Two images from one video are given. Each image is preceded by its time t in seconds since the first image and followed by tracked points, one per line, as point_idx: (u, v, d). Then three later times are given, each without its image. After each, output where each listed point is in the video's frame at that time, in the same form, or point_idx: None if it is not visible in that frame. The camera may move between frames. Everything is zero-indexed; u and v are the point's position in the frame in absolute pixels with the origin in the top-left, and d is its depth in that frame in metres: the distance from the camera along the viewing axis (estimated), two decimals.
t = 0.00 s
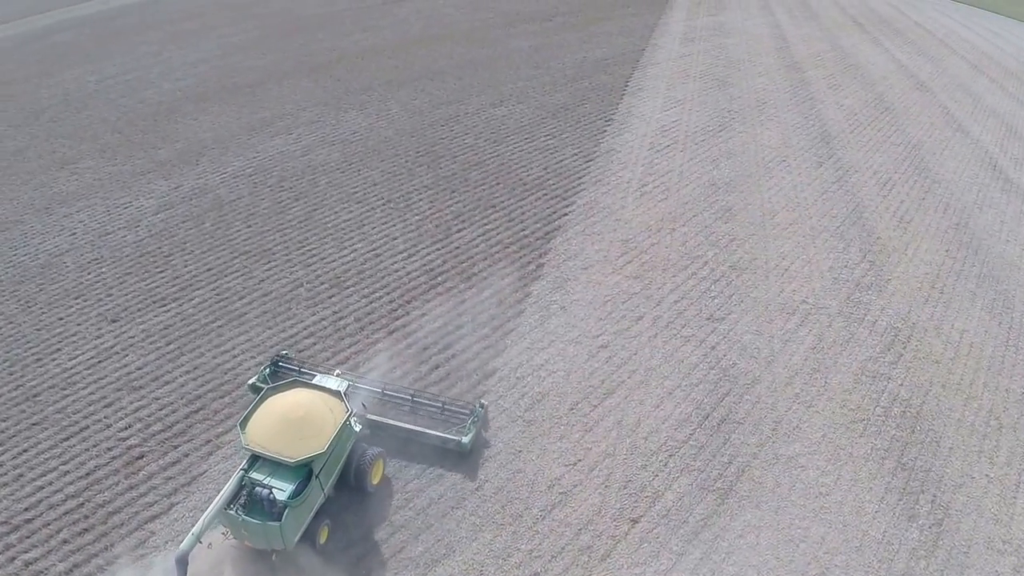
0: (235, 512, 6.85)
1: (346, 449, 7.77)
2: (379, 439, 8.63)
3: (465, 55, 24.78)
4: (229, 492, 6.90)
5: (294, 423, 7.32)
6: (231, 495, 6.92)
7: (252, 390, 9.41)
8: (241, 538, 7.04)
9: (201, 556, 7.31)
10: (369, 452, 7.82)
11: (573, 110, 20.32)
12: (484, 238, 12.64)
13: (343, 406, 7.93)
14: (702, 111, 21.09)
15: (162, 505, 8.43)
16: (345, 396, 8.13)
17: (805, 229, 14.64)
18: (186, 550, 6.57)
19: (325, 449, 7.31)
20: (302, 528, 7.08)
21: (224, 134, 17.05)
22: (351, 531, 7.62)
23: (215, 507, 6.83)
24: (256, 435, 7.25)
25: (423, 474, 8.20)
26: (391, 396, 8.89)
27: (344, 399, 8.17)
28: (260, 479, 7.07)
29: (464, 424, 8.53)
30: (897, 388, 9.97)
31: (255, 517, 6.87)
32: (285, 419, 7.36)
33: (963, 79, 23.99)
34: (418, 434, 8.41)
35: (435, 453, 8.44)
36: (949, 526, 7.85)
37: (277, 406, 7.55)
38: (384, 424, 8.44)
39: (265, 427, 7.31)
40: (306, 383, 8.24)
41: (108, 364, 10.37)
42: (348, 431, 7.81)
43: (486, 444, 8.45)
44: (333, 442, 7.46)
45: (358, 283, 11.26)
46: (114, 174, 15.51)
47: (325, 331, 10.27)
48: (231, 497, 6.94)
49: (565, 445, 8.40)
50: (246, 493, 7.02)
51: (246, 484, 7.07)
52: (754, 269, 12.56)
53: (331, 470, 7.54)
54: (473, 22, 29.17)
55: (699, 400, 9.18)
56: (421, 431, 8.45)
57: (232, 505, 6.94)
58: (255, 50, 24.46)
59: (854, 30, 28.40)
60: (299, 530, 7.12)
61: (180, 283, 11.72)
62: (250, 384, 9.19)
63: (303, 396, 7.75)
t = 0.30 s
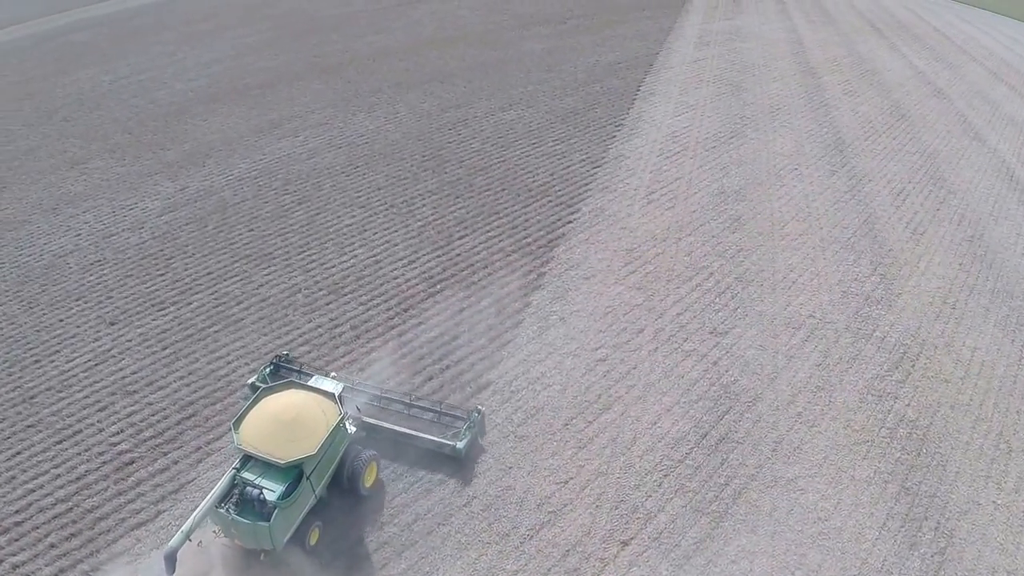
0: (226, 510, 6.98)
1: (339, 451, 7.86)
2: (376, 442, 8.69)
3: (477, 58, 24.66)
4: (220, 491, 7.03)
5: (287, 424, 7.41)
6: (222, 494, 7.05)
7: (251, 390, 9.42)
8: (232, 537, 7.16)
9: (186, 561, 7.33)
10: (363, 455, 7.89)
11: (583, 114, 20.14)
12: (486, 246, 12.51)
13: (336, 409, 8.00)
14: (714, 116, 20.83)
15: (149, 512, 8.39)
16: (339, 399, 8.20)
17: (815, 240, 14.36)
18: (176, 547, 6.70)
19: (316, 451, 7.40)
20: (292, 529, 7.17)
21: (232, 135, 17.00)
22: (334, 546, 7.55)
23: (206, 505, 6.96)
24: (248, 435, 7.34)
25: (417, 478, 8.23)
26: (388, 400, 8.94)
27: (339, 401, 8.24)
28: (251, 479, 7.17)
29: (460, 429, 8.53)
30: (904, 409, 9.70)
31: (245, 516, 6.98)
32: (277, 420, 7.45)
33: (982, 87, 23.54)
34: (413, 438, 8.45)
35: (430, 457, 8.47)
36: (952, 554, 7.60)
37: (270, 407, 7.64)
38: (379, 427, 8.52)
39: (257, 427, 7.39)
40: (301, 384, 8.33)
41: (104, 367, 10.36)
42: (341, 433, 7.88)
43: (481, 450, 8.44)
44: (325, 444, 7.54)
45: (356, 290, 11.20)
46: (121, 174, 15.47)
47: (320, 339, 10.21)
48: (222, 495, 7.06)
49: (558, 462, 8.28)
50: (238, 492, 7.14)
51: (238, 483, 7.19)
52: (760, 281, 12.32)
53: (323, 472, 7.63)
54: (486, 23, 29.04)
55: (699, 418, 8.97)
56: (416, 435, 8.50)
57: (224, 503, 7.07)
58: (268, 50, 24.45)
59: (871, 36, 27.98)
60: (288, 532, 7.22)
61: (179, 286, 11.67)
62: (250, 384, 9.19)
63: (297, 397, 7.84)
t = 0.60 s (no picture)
0: (217, 512, 6.99)
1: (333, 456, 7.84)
2: (372, 446, 8.67)
3: (491, 61, 24.49)
4: (213, 492, 7.03)
5: (281, 427, 7.36)
6: (214, 495, 7.06)
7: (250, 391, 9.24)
8: (223, 538, 7.17)
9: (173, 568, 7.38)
10: (359, 459, 7.88)
11: (596, 120, 19.90)
12: (489, 255, 12.34)
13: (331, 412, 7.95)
14: (729, 123, 20.50)
15: (135, 521, 8.38)
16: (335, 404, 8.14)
17: (828, 253, 14.02)
18: (166, 547, 6.73)
19: (309, 455, 7.35)
20: (283, 532, 7.17)
21: (241, 137, 16.97)
22: (318, 562, 7.44)
23: (198, 506, 6.99)
24: (243, 437, 7.32)
25: (412, 483, 8.21)
26: (387, 405, 8.96)
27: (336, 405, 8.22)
28: (243, 481, 7.18)
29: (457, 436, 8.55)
30: (914, 432, 9.37)
31: (236, 518, 6.98)
32: (272, 422, 7.41)
33: (1006, 95, 22.98)
34: (410, 443, 8.45)
35: (426, 462, 8.46)
36: None
37: (265, 409, 7.61)
38: (376, 431, 8.53)
39: (251, 430, 7.36)
40: (299, 387, 8.30)
41: (100, 372, 10.35)
42: (336, 437, 7.85)
43: (478, 457, 8.45)
44: (318, 448, 7.51)
45: (356, 298, 11.09)
46: (129, 175, 15.46)
47: (316, 349, 10.12)
48: (215, 497, 7.07)
49: (550, 482, 8.11)
50: (230, 494, 7.14)
51: (231, 485, 7.20)
52: (770, 295, 12.02)
53: (316, 476, 7.61)
54: (502, 26, 28.86)
55: (699, 439, 8.72)
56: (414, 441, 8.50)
57: (216, 504, 7.08)
58: (282, 51, 24.44)
59: (893, 41, 27.45)
60: (280, 535, 7.22)
61: (179, 291, 11.62)
62: (249, 385, 8.98)
63: (293, 400, 7.80)
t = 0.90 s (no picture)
0: (208, 513, 6.99)
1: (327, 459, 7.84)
2: (369, 449, 8.70)
3: (504, 64, 24.29)
4: (205, 493, 7.03)
5: (274, 430, 7.33)
6: (206, 496, 7.05)
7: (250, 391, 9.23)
8: (214, 539, 7.18)
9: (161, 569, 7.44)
10: (353, 464, 7.91)
11: (608, 125, 19.65)
12: (491, 263, 12.16)
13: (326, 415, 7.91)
14: (744, 129, 20.16)
15: (121, 529, 8.35)
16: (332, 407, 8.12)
17: (841, 267, 13.66)
18: (156, 547, 6.76)
19: (301, 458, 7.33)
20: (273, 534, 7.18)
21: (249, 139, 16.92)
22: None
23: (189, 506, 6.99)
24: (237, 439, 7.29)
25: (406, 488, 8.22)
26: (384, 409, 8.99)
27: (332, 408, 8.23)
28: (235, 483, 7.19)
29: (453, 441, 8.56)
30: (922, 457, 9.05)
31: (226, 520, 6.99)
32: (266, 424, 7.37)
33: None
34: (406, 448, 8.48)
35: (421, 467, 8.46)
36: None
37: (259, 410, 7.56)
38: (373, 435, 8.55)
39: (245, 431, 7.33)
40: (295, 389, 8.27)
41: (95, 376, 10.33)
42: (330, 442, 7.83)
43: (474, 463, 8.44)
44: (311, 452, 7.49)
45: (354, 306, 10.96)
46: (135, 176, 15.45)
47: (310, 357, 10.03)
48: (207, 498, 7.07)
49: (541, 503, 7.96)
50: (222, 495, 7.14)
51: (223, 486, 7.19)
52: (778, 310, 11.72)
53: (308, 480, 7.60)
54: (517, 28, 28.66)
55: (697, 461, 8.48)
56: (409, 445, 8.52)
57: (207, 505, 7.08)
58: (296, 51, 24.40)
59: (915, 47, 26.91)
60: (270, 537, 7.23)
61: (178, 295, 11.57)
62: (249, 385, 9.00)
63: (288, 402, 7.76)
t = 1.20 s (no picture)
0: (200, 513, 7.03)
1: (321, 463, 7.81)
2: (365, 452, 8.68)
3: (518, 66, 24.07)
4: (196, 494, 7.09)
5: (268, 432, 7.30)
6: (198, 497, 7.11)
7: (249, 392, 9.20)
8: (205, 540, 7.22)
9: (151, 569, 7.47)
10: (346, 468, 7.87)
11: (620, 130, 19.38)
12: (492, 271, 11.96)
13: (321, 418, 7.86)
14: (759, 137, 19.81)
15: (107, 536, 8.26)
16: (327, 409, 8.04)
17: (853, 281, 13.30)
18: (146, 545, 6.82)
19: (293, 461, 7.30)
20: (264, 536, 7.21)
21: (256, 140, 16.85)
22: None
23: (181, 506, 7.05)
24: (229, 440, 7.30)
25: (401, 493, 8.20)
26: (382, 411, 8.96)
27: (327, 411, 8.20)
28: (227, 484, 7.24)
29: (449, 447, 8.52)
30: (929, 484, 8.73)
31: (216, 521, 7.04)
32: (258, 426, 7.34)
33: None
34: (402, 452, 8.45)
35: (417, 471, 8.43)
36: None
37: (253, 412, 7.54)
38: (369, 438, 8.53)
39: (239, 433, 7.31)
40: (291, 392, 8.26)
41: (90, 380, 10.28)
42: (324, 445, 7.80)
43: (470, 469, 8.39)
44: (303, 455, 7.46)
45: (352, 313, 10.82)
46: (142, 176, 15.42)
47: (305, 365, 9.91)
48: (198, 498, 7.12)
49: (530, 523, 7.78)
50: (214, 496, 7.19)
51: (215, 487, 7.24)
52: (786, 326, 11.41)
53: (301, 482, 7.60)
54: (533, 30, 28.42)
55: (693, 484, 8.25)
56: (406, 450, 8.49)
57: (199, 506, 7.12)
58: (309, 52, 24.34)
59: (938, 53, 26.36)
60: (261, 540, 7.25)
61: (176, 298, 11.50)
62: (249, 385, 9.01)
63: (283, 404, 7.72)
